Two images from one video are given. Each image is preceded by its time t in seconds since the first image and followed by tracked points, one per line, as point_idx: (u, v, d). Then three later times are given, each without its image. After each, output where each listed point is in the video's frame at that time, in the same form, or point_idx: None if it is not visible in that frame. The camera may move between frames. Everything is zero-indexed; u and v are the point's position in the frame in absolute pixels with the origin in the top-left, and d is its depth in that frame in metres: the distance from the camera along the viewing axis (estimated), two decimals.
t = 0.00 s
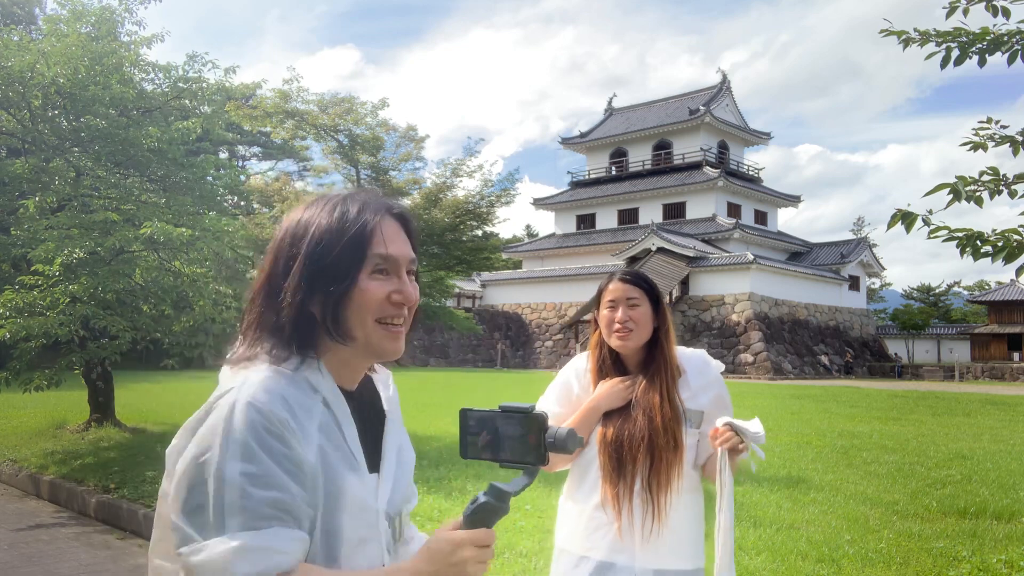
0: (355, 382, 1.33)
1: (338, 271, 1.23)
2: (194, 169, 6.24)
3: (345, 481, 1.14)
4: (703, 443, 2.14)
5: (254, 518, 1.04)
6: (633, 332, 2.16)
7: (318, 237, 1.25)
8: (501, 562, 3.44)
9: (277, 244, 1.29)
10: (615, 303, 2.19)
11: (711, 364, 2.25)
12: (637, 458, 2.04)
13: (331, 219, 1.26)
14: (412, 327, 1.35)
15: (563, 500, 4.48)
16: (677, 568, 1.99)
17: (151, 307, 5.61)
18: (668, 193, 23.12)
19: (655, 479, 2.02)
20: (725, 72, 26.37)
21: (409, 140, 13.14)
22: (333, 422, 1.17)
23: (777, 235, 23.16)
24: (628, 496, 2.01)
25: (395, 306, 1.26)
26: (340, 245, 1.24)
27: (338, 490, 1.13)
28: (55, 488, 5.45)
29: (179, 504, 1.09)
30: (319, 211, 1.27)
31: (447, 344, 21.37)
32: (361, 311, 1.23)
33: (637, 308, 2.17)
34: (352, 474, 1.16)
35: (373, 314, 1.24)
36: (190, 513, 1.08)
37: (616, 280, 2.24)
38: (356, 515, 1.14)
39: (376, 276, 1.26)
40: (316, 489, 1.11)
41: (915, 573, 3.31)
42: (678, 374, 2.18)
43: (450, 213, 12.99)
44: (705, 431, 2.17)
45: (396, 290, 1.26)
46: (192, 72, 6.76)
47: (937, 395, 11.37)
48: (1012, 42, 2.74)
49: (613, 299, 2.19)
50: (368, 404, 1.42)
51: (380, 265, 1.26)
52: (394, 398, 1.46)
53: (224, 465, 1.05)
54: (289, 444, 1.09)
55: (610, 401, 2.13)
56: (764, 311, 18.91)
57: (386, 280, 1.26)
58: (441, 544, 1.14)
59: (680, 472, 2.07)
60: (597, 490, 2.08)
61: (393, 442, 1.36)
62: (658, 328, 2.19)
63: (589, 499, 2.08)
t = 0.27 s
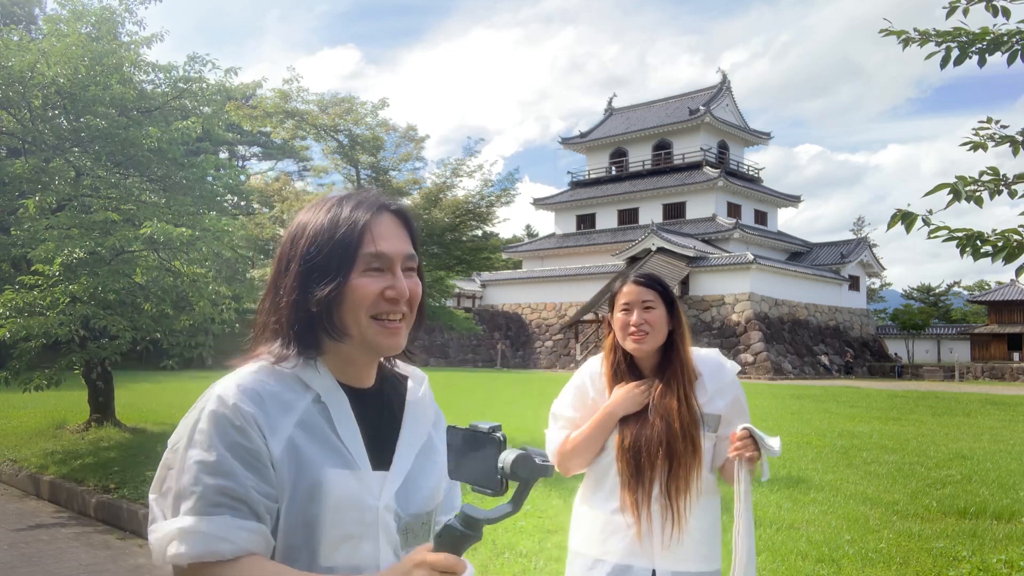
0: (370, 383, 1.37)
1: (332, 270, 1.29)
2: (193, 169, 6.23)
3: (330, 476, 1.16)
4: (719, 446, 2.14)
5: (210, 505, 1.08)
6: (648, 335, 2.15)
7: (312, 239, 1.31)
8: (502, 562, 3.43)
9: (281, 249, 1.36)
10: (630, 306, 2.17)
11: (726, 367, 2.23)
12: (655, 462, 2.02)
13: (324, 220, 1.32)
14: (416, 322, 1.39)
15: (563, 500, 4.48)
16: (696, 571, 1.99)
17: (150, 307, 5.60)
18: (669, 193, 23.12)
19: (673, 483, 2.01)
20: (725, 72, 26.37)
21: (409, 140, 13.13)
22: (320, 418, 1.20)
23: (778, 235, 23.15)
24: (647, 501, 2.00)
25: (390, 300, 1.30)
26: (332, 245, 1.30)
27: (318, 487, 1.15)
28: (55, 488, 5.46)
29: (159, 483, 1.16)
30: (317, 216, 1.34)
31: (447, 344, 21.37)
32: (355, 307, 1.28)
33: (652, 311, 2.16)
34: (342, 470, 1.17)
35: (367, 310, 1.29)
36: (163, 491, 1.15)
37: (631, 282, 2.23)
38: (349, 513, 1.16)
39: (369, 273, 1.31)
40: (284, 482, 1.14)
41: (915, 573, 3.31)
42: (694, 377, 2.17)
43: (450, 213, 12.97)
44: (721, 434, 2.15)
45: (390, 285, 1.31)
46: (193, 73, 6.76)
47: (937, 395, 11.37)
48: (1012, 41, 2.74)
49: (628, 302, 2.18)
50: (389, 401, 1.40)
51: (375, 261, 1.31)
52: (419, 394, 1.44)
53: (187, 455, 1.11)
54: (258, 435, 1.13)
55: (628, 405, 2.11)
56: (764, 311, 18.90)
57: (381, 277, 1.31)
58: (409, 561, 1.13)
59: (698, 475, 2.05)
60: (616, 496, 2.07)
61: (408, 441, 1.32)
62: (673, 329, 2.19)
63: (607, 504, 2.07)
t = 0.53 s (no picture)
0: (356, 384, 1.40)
1: (303, 268, 1.35)
2: (193, 169, 6.23)
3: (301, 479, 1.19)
4: (730, 452, 2.13)
5: (175, 511, 1.14)
6: (659, 339, 2.16)
7: (286, 237, 1.38)
8: (502, 562, 3.43)
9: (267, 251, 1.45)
10: (641, 308, 2.18)
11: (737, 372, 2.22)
12: (662, 468, 2.02)
13: (298, 220, 1.38)
14: (395, 320, 1.41)
15: (563, 500, 4.48)
16: None
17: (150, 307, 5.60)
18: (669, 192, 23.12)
19: (681, 490, 2.00)
20: (725, 72, 26.36)
21: (409, 140, 13.12)
22: (297, 421, 1.25)
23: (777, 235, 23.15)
24: (652, 507, 1.99)
25: (359, 300, 1.34)
26: (302, 244, 1.36)
27: (289, 491, 1.18)
28: (55, 488, 5.46)
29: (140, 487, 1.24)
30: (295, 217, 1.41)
31: (447, 344, 21.38)
32: (324, 305, 1.33)
33: (665, 314, 2.17)
34: (318, 475, 1.21)
35: (334, 309, 1.33)
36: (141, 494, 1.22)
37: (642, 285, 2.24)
38: (322, 514, 1.19)
39: (340, 272, 1.36)
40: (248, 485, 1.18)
41: (915, 573, 3.31)
42: (704, 383, 2.16)
43: (450, 212, 12.96)
44: (730, 442, 2.14)
45: (359, 284, 1.35)
46: (193, 73, 6.76)
47: (937, 395, 11.37)
48: (1012, 41, 2.74)
49: (639, 304, 2.19)
50: (384, 400, 1.44)
51: (344, 259, 1.36)
52: (418, 396, 1.46)
53: (159, 460, 1.19)
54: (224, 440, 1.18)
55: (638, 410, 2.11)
56: (764, 311, 18.90)
57: (351, 275, 1.36)
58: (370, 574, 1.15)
59: (705, 483, 2.04)
60: (620, 502, 2.05)
61: (397, 447, 1.33)
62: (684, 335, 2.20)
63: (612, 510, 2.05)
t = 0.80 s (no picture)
0: (321, 382, 1.43)
1: (260, 264, 1.38)
2: (193, 169, 6.22)
3: (258, 482, 1.23)
4: (734, 462, 2.13)
5: (125, 517, 1.19)
6: (660, 344, 2.14)
7: (249, 232, 1.42)
8: (502, 562, 3.43)
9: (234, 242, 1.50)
10: (641, 311, 2.16)
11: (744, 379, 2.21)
12: (663, 482, 2.00)
13: (259, 213, 1.42)
14: (358, 319, 1.42)
15: (563, 500, 4.49)
16: None
17: (150, 307, 5.60)
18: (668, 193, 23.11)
19: (684, 504, 1.98)
20: (725, 72, 26.36)
21: (409, 140, 13.11)
22: (259, 424, 1.29)
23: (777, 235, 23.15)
24: (653, 522, 1.98)
25: (315, 299, 1.36)
26: (261, 240, 1.39)
27: (244, 496, 1.22)
28: (55, 488, 5.45)
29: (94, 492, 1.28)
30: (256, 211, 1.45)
31: (447, 344, 21.37)
32: (280, 303, 1.36)
33: (665, 317, 2.14)
34: (279, 480, 1.24)
35: (287, 305, 1.36)
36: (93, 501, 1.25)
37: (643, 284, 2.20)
38: (275, 518, 1.22)
39: (298, 268, 1.38)
40: (199, 488, 1.22)
41: (915, 573, 3.30)
42: (708, 391, 2.15)
43: (450, 212, 12.95)
44: (736, 451, 2.13)
45: (315, 281, 1.37)
46: (193, 73, 6.76)
47: (937, 395, 11.37)
48: (1012, 41, 2.74)
49: (638, 307, 2.16)
50: (356, 402, 1.47)
51: (302, 254, 1.38)
52: (395, 398, 1.47)
53: (111, 464, 1.23)
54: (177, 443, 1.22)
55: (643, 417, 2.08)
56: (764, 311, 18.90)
57: (308, 272, 1.38)
58: None
59: (710, 496, 2.03)
60: (618, 516, 2.03)
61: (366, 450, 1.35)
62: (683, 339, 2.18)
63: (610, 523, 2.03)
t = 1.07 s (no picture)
0: (294, 376, 1.45)
1: (229, 255, 1.39)
2: (194, 169, 6.22)
3: (214, 489, 1.24)
4: (730, 459, 2.12)
5: (79, 525, 1.19)
6: (651, 339, 2.11)
7: (221, 222, 1.43)
8: (502, 562, 3.43)
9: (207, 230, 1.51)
10: (630, 301, 2.12)
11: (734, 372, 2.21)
12: (657, 483, 1.98)
13: (232, 202, 1.43)
14: (332, 313, 1.41)
15: (562, 500, 4.49)
16: None
17: (151, 307, 5.60)
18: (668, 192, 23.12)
19: (677, 506, 1.97)
20: (725, 72, 26.35)
21: (409, 140, 13.11)
22: (222, 426, 1.30)
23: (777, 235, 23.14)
24: (646, 525, 1.96)
25: (284, 294, 1.35)
26: (232, 229, 1.40)
27: (205, 504, 1.24)
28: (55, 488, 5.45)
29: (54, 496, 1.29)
30: (228, 201, 1.45)
31: (447, 344, 21.41)
32: (248, 296, 1.36)
33: (655, 307, 2.12)
34: (242, 485, 1.26)
35: (254, 300, 1.36)
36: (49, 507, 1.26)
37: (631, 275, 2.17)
38: (233, 526, 1.23)
39: (268, 260, 1.38)
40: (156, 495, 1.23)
41: (916, 573, 3.30)
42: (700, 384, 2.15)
43: (450, 213, 12.94)
44: (732, 448, 2.13)
45: (284, 275, 1.36)
46: (193, 73, 6.77)
47: (936, 395, 11.37)
48: (1012, 41, 2.74)
49: (626, 297, 2.13)
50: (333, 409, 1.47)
51: (272, 245, 1.38)
52: (382, 398, 1.45)
53: (68, 468, 1.25)
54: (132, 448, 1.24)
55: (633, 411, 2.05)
56: (764, 311, 18.90)
57: (278, 266, 1.37)
58: None
59: (706, 496, 2.02)
60: (609, 522, 2.00)
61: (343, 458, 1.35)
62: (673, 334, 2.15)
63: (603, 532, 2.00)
